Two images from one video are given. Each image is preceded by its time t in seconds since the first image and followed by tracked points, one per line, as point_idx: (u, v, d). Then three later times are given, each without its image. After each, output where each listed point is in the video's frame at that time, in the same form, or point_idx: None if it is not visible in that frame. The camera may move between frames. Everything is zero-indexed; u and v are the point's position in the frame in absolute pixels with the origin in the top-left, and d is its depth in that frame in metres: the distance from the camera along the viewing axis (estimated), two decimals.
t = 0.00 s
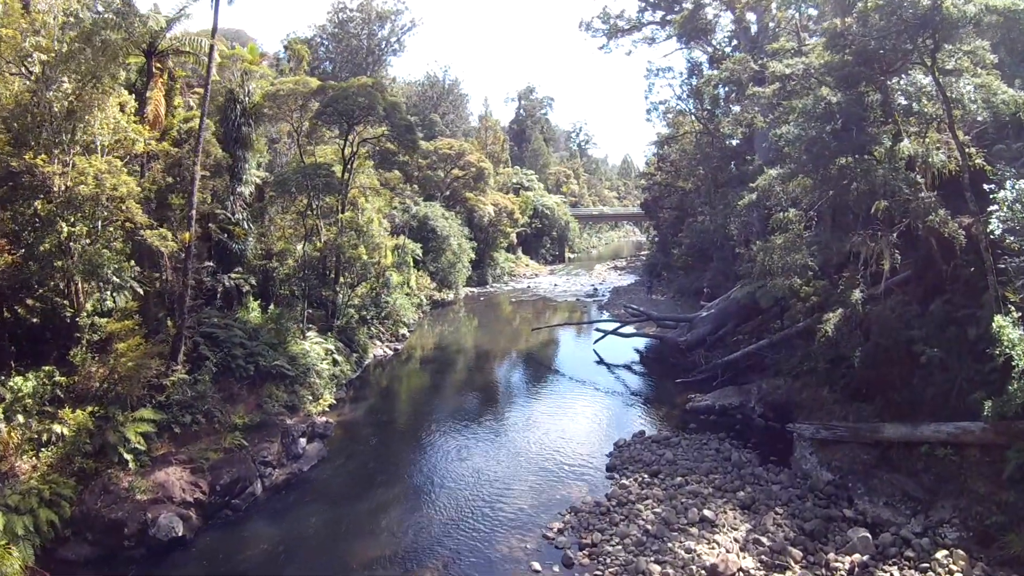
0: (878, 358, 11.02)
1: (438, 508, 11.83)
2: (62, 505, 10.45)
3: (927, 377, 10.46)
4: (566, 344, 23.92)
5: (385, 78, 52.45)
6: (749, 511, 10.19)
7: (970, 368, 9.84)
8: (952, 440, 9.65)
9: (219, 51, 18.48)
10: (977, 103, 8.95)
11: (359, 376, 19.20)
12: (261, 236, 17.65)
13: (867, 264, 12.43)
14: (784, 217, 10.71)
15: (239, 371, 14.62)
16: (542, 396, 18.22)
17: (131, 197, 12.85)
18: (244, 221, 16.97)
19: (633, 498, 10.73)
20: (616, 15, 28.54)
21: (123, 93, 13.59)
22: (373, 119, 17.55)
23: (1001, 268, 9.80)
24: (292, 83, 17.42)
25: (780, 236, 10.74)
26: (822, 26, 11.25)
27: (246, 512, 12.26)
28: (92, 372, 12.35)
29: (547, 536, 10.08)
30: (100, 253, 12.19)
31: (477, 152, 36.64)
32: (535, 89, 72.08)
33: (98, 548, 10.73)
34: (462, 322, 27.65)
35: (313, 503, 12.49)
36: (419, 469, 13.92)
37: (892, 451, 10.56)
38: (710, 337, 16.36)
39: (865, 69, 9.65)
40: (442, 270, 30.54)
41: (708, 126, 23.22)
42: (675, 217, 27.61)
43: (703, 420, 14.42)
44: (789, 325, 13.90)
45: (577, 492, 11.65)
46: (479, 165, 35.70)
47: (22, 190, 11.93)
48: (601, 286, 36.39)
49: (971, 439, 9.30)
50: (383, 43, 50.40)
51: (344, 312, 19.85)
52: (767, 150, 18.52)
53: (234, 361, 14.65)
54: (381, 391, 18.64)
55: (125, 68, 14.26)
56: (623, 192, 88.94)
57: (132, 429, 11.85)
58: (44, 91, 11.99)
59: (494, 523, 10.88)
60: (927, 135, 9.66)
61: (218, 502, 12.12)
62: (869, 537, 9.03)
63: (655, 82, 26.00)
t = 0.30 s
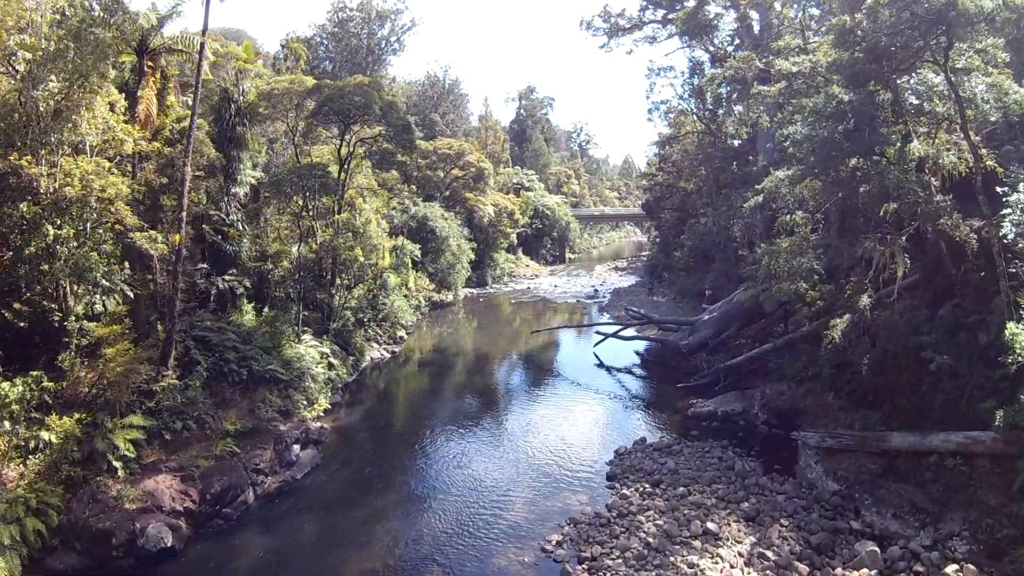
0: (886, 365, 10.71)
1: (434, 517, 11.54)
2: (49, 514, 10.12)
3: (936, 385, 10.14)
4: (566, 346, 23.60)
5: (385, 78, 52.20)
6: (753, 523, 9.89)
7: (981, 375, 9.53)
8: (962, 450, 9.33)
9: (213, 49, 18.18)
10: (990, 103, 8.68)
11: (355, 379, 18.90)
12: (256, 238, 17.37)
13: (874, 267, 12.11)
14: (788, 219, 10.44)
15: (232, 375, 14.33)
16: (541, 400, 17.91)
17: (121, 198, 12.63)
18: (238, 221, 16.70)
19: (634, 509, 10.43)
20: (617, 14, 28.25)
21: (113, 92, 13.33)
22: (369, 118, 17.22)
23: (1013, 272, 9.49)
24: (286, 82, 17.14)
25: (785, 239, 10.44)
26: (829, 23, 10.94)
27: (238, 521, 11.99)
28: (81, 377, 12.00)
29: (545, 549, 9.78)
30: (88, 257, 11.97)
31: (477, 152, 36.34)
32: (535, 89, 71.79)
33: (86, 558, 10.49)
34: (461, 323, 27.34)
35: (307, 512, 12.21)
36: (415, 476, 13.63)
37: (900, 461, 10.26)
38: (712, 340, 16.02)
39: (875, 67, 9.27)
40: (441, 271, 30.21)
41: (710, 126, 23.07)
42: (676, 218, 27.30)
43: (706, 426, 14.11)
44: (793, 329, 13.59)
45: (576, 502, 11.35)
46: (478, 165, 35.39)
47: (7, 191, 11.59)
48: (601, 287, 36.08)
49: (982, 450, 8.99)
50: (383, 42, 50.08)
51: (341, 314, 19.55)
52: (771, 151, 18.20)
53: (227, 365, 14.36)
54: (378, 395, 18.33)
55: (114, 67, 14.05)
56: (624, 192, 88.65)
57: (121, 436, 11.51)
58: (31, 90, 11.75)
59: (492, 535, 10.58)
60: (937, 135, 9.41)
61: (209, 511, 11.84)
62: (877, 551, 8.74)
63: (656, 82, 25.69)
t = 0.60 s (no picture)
0: (893, 371, 10.41)
1: (429, 527, 11.24)
2: (34, 525, 9.71)
3: (945, 392, 9.82)
4: (566, 348, 23.27)
5: (384, 77, 51.83)
6: (758, 536, 9.58)
7: (991, 382, 9.23)
8: (972, 460, 9.02)
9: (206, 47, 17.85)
10: (1004, 102, 8.32)
11: (351, 383, 18.58)
12: (249, 240, 17.06)
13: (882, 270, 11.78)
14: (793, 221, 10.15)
15: (224, 381, 14.03)
16: (540, 404, 17.58)
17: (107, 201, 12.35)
18: (231, 223, 16.41)
19: (634, 521, 10.12)
20: (616, 12, 27.95)
21: (100, 92, 13.04)
22: (364, 117, 16.86)
23: None
24: (279, 81, 16.86)
25: (790, 241, 10.13)
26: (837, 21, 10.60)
27: (228, 532, 11.68)
28: (68, 385, 11.59)
29: (543, 564, 9.47)
30: (73, 261, 11.68)
31: (475, 152, 36.00)
32: (535, 88, 71.46)
33: (71, 570, 10.14)
34: (459, 325, 27.03)
35: (300, 522, 11.91)
36: (410, 483, 13.31)
37: (908, 470, 9.95)
38: (714, 344, 15.66)
39: (887, 62, 9.10)
40: (439, 272, 29.85)
41: (712, 125, 23.00)
42: (677, 218, 26.97)
43: (708, 432, 13.81)
44: (797, 333, 13.26)
45: (575, 513, 11.04)
46: (477, 164, 35.04)
47: None
48: (601, 288, 35.74)
49: (994, 460, 8.68)
50: (382, 41, 49.63)
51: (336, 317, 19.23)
52: (774, 151, 17.86)
53: (218, 371, 14.07)
54: (373, 400, 18.02)
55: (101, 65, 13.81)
56: (624, 191, 88.29)
57: (108, 445, 11.20)
58: (14, 90, 11.47)
59: (489, 547, 10.27)
60: (947, 135, 9.09)
61: (198, 522, 11.53)
62: (887, 566, 8.43)
63: (656, 80, 25.36)
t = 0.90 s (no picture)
0: (902, 380, 10.00)
1: (421, 542, 10.83)
2: (14, 540, 9.28)
3: (957, 402, 9.42)
4: (564, 352, 22.85)
5: (382, 78, 51.46)
6: (763, 554, 9.17)
7: (1006, 392, 8.81)
8: (986, 474, 8.62)
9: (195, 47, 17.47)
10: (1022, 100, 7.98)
11: (344, 390, 18.17)
12: (239, 244, 16.65)
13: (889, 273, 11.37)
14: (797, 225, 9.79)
15: (210, 390, 13.63)
16: (537, 410, 17.15)
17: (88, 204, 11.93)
18: (220, 226, 16.01)
19: (634, 539, 9.71)
20: (615, 11, 27.62)
21: (83, 91, 12.60)
22: (356, 118, 16.45)
23: None
24: (271, 80, 16.71)
25: (796, 246, 9.74)
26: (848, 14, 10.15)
27: (213, 547, 11.23)
28: (48, 395, 11.11)
29: None
30: (51, 267, 11.15)
31: (473, 153, 35.62)
32: (534, 89, 71.09)
33: None
34: (456, 329, 26.62)
35: (287, 536, 11.49)
36: (402, 494, 12.89)
37: (918, 484, 9.54)
38: (715, 350, 15.19)
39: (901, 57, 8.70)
40: (435, 275, 29.42)
41: (712, 126, 22.73)
42: (677, 220, 26.55)
43: (709, 442, 13.40)
44: (802, 340, 12.83)
45: (572, 528, 10.63)
46: (474, 166, 34.65)
47: None
48: (600, 291, 35.30)
49: (1010, 474, 8.27)
50: (380, 42, 49.21)
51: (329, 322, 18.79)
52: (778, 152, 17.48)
53: (205, 380, 13.70)
54: (367, 407, 17.59)
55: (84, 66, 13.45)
56: (622, 193, 87.88)
57: (89, 458, 10.75)
58: None
59: (482, 565, 9.86)
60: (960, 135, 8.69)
61: (181, 538, 11.11)
62: None
63: (656, 81, 24.99)
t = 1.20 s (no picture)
0: (910, 386, 9.67)
1: (416, 552, 10.52)
2: None
3: (968, 409, 9.06)
4: (562, 354, 22.52)
5: (379, 78, 51.08)
6: (767, 568, 8.84)
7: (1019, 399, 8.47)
8: (998, 484, 8.29)
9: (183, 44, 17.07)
10: None
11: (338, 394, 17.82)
12: (230, 245, 16.29)
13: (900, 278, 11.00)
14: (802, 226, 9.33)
15: (198, 395, 13.30)
16: (534, 414, 16.79)
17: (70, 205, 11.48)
18: (210, 227, 15.64)
19: (633, 552, 9.37)
20: (614, 9, 27.28)
21: (66, 89, 12.34)
22: (349, 116, 16.06)
23: None
24: (261, 77, 16.24)
25: (801, 247, 9.40)
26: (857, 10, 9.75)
27: (198, 559, 10.86)
28: (30, 401, 10.73)
29: None
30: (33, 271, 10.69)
31: (470, 153, 35.27)
32: (532, 88, 70.70)
33: None
34: (453, 331, 26.27)
35: (275, 547, 11.13)
36: (395, 502, 12.54)
37: (927, 493, 9.21)
38: (716, 353, 14.83)
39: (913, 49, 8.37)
40: (432, 276, 29.06)
41: (712, 124, 22.39)
42: (676, 220, 26.22)
43: (710, 448, 13.06)
44: (805, 343, 12.49)
45: (569, 540, 10.30)
46: (472, 165, 34.28)
47: None
48: (598, 291, 34.92)
49: None
50: (377, 41, 48.84)
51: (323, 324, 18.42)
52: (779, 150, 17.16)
53: (193, 385, 13.34)
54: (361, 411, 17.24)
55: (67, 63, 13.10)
56: (621, 193, 87.49)
57: (72, 466, 10.26)
58: None
59: None
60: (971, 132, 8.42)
61: (165, 549, 10.74)
62: None
63: (655, 79, 24.65)
